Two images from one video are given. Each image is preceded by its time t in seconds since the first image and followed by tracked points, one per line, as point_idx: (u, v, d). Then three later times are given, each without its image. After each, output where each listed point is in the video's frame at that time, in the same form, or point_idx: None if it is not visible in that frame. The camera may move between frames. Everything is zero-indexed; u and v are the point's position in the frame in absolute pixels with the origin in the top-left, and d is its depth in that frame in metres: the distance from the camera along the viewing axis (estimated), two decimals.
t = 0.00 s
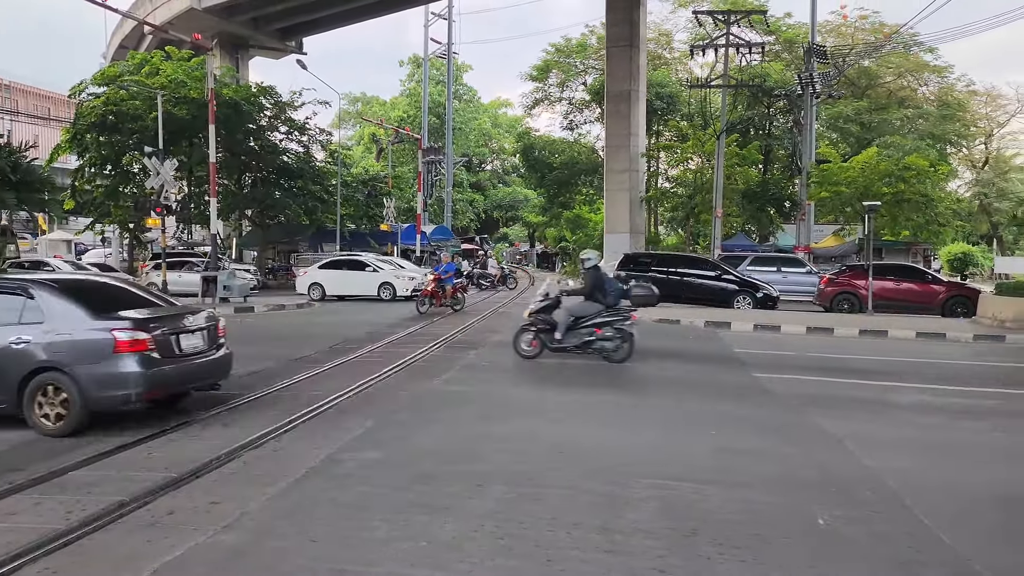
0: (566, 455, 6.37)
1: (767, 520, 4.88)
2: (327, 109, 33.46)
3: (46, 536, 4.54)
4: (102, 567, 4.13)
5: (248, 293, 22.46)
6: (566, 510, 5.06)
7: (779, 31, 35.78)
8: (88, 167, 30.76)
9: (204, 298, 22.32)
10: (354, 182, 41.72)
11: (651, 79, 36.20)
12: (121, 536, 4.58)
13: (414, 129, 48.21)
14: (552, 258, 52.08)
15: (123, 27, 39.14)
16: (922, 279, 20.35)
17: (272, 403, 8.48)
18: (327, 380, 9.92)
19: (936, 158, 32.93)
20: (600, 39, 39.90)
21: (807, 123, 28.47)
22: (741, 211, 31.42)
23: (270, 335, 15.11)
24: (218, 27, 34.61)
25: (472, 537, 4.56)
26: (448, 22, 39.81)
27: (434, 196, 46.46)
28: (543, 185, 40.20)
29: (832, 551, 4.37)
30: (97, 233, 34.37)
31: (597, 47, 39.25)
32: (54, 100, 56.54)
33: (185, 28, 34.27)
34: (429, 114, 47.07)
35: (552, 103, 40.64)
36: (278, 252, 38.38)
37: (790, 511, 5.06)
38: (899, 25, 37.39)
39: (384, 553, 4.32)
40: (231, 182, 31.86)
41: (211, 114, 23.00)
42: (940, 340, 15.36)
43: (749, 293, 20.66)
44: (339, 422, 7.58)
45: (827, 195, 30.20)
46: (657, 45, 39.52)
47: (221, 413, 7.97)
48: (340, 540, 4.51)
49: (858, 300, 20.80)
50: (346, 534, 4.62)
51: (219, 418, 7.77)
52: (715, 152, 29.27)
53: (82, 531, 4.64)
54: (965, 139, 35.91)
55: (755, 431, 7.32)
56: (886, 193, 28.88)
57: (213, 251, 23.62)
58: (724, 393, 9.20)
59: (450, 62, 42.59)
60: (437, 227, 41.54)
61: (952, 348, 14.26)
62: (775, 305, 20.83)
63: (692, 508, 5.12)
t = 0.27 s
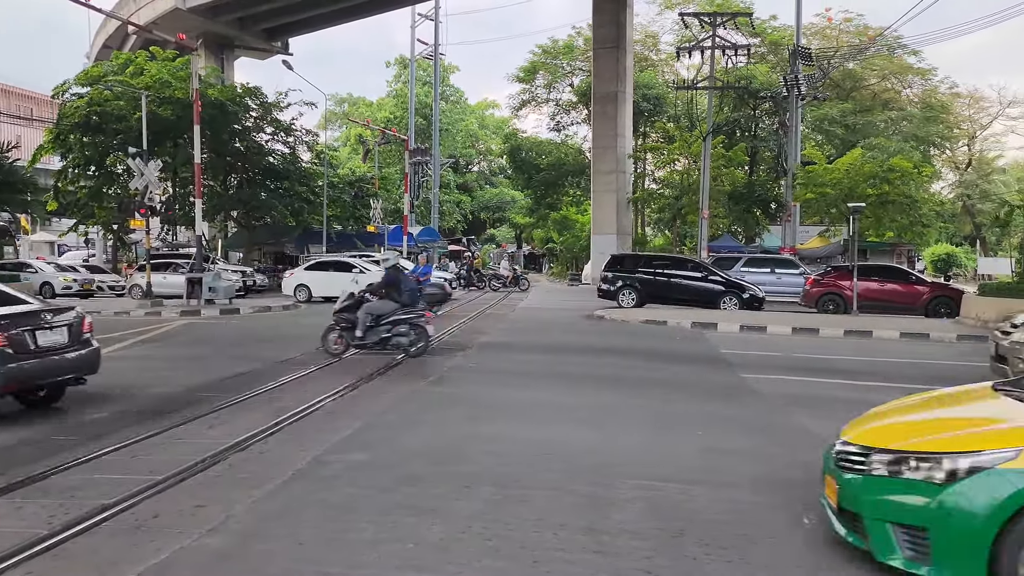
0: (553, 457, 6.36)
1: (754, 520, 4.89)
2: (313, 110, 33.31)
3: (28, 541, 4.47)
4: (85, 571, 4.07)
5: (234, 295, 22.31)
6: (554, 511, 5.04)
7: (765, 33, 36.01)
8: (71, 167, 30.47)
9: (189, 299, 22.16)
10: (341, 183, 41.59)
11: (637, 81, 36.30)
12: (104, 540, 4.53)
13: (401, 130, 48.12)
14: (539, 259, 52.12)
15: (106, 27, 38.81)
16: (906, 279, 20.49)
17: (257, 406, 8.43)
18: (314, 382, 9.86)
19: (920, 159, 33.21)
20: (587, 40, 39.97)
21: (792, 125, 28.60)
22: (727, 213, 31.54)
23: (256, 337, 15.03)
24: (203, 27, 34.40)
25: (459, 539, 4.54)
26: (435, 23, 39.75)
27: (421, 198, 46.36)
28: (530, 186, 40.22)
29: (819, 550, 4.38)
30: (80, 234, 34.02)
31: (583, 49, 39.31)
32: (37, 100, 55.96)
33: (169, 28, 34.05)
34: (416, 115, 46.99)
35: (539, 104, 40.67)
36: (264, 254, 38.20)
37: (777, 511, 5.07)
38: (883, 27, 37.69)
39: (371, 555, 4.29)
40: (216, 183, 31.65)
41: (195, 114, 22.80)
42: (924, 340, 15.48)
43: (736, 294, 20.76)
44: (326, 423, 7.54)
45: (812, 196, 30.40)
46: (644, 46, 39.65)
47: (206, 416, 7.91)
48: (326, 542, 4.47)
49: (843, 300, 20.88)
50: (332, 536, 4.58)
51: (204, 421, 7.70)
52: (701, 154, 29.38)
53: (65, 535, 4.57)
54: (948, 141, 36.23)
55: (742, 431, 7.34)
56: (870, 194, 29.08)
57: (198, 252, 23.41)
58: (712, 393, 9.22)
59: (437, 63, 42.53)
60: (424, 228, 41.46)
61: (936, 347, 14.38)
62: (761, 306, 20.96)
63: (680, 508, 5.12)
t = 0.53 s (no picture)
0: (545, 457, 6.37)
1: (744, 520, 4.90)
2: (304, 110, 33.25)
3: (18, 544, 4.44)
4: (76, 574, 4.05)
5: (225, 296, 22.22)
6: (545, 511, 5.05)
7: (755, 35, 36.18)
8: (60, 168, 30.32)
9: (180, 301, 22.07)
10: (332, 184, 41.53)
11: (628, 82, 36.40)
12: (94, 542, 4.50)
13: (392, 131, 48.06)
14: (531, 260, 52.16)
15: (97, 27, 38.68)
16: (896, 281, 20.57)
17: (248, 407, 8.40)
18: (305, 383, 9.84)
19: (909, 161, 33.40)
20: (578, 42, 40.05)
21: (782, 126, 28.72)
22: (718, 214, 31.63)
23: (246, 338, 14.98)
24: (193, 28, 34.29)
25: (451, 540, 4.54)
26: (426, 24, 39.75)
27: (413, 199, 46.31)
28: (522, 188, 40.26)
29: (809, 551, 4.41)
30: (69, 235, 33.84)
31: (575, 50, 39.37)
32: (26, 101, 55.63)
33: (159, 28, 33.95)
34: (408, 116, 46.96)
35: (530, 105, 40.72)
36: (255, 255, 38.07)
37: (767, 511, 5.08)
38: (872, 29, 37.90)
39: (362, 556, 4.29)
40: (206, 184, 31.52)
41: (185, 115, 22.68)
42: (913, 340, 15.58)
43: (727, 295, 20.77)
44: (317, 425, 7.53)
45: (803, 198, 30.51)
46: (635, 48, 39.77)
47: (197, 418, 7.88)
48: (317, 544, 4.46)
49: (833, 301, 21.00)
50: (323, 538, 4.57)
51: (195, 422, 7.68)
52: (692, 155, 29.46)
53: (55, 537, 4.55)
54: (937, 142, 36.46)
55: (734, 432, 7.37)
56: (860, 196, 29.23)
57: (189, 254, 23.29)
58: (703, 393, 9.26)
59: (429, 64, 42.51)
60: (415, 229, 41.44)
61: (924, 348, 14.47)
62: (752, 307, 20.95)
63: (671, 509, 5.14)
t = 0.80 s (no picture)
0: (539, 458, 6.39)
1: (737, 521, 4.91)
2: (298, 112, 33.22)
3: (11, 546, 4.44)
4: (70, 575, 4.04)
5: (219, 297, 22.19)
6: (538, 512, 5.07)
7: (749, 37, 36.33)
8: (53, 169, 30.23)
9: (174, 302, 22.05)
10: (326, 185, 41.50)
11: (623, 83, 36.47)
12: (88, 544, 4.49)
13: (387, 132, 48.05)
14: (526, 261, 52.20)
15: (90, 28, 38.57)
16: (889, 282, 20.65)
17: (242, 408, 8.40)
18: (299, 385, 9.84)
19: (902, 162, 33.54)
20: (572, 43, 40.10)
21: (776, 128, 28.78)
22: (712, 215, 31.67)
23: (241, 340, 14.97)
24: (187, 29, 34.24)
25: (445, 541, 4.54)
26: (420, 25, 39.75)
27: (407, 200, 46.31)
28: (516, 189, 40.32)
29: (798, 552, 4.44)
30: (63, 237, 33.76)
31: (569, 52, 39.41)
32: (20, 101, 55.44)
33: (153, 29, 33.89)
34: (402, 117, 46.95)
35: (525, 106, 40.76)
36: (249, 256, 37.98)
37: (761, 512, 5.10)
38: (866, 31, 38.04)
39: (357, 558, 4.29)
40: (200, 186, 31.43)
41: (180, 117, 22.58)
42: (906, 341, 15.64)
43: (721, 297, 20.34)
44: (311, 426, 7.53)
45: (797, 199, 30.59)
46: (629, 49, 39.88)
47: (191, 420, 7.87)
48: (312, 546, 4.46)
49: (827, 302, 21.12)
50: (317, 540, 4.57)
51: (189, 424, 7.67)
52: (686, 157, 29.54)
53: (48, 539, 4.54)
54: (930, 144, 36.60)
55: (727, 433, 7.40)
56: (854, 197, 29.32)
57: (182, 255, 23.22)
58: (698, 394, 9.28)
59: (423, 65, 42.52)
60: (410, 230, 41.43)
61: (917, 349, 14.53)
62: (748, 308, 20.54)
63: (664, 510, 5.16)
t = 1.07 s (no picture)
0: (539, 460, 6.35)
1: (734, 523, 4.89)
2: (295, 113, 33.21)
3: (8, 548, 4.43)
4: None
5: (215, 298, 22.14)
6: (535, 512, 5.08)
7: (745, 39, 36.44)
8: (49, 171, 30.19)
9: (170, 303, 22.01)
10: (323, 187, 41.56)
11: (619, 85, 36.54)
12: (84, 546, 4.48)
13: (383, 134, 48.03)
14: (523, 263, 52.23)
15: (85, 29, 38.49)
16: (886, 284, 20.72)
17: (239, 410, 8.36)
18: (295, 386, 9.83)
19: (898, 164, 33.63)
20: (569, 45, 40.16)
21: (772, 129, 28.88)
22: (708, 217, 31.71)
23: (237, 341, 14.93)
24: (183, 30, 34.21)
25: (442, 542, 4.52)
26: (416, 27, 39.76)
27: (403, 202, 46.31)
28: (513, 190, 40.39)
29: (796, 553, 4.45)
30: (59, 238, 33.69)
31: (565, 53, 39.48)
32: (15, 103, 55.28)
33: (149, 31, 33.89)
34: (399, 119, 46.98)
35: (521, 108, 40.80)
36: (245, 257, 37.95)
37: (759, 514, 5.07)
38: (861, 33, 38.15)
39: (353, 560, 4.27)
40: (197, 187, 31.40)
41: (177, 118, 22.51)
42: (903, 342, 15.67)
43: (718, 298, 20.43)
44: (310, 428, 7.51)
45: (793, 201, 30.71)
46: (625, 51, 39.97)
47: (187, 422, 7.85)
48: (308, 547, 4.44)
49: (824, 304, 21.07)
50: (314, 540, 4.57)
51: (186, 426, 7.65)
52: (682, 158, 29.60)
53: (45, 541, 4.53)
54: (926, 145, 36.70)
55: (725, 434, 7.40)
56: (850, 199, 29.40)
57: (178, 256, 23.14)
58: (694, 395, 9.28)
59: (419, 67, 42.52)
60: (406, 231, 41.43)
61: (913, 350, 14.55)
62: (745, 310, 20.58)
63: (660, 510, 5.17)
